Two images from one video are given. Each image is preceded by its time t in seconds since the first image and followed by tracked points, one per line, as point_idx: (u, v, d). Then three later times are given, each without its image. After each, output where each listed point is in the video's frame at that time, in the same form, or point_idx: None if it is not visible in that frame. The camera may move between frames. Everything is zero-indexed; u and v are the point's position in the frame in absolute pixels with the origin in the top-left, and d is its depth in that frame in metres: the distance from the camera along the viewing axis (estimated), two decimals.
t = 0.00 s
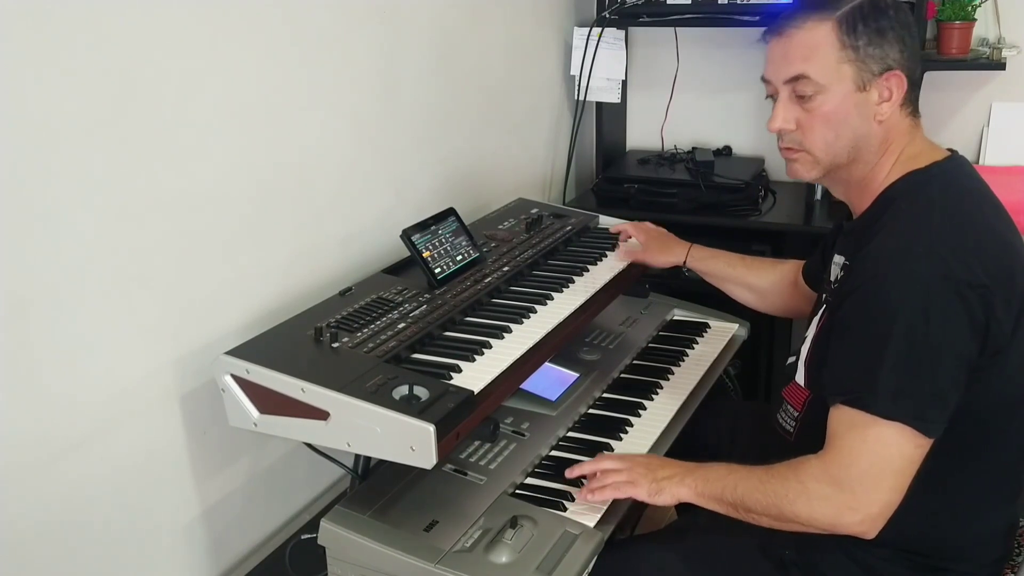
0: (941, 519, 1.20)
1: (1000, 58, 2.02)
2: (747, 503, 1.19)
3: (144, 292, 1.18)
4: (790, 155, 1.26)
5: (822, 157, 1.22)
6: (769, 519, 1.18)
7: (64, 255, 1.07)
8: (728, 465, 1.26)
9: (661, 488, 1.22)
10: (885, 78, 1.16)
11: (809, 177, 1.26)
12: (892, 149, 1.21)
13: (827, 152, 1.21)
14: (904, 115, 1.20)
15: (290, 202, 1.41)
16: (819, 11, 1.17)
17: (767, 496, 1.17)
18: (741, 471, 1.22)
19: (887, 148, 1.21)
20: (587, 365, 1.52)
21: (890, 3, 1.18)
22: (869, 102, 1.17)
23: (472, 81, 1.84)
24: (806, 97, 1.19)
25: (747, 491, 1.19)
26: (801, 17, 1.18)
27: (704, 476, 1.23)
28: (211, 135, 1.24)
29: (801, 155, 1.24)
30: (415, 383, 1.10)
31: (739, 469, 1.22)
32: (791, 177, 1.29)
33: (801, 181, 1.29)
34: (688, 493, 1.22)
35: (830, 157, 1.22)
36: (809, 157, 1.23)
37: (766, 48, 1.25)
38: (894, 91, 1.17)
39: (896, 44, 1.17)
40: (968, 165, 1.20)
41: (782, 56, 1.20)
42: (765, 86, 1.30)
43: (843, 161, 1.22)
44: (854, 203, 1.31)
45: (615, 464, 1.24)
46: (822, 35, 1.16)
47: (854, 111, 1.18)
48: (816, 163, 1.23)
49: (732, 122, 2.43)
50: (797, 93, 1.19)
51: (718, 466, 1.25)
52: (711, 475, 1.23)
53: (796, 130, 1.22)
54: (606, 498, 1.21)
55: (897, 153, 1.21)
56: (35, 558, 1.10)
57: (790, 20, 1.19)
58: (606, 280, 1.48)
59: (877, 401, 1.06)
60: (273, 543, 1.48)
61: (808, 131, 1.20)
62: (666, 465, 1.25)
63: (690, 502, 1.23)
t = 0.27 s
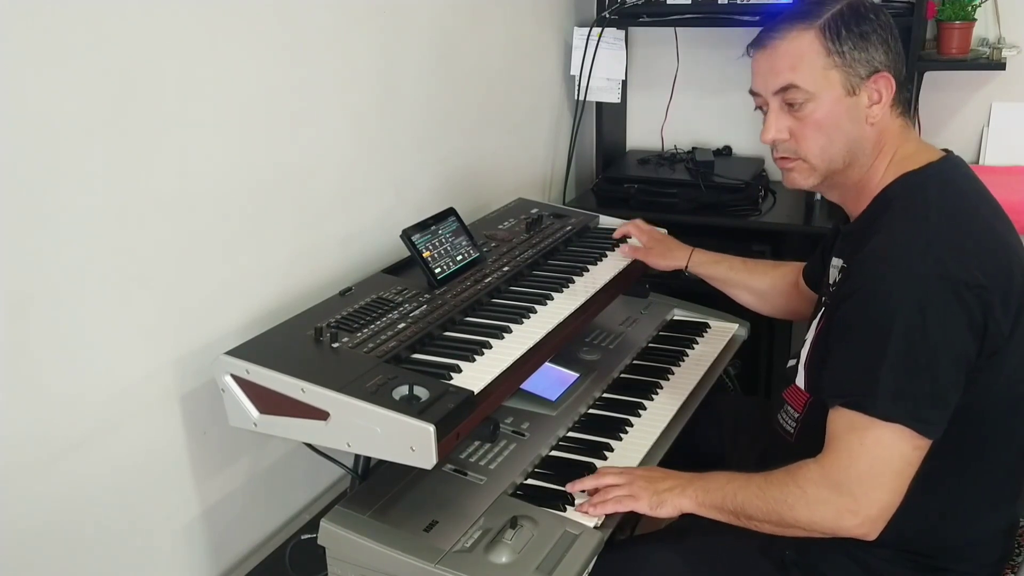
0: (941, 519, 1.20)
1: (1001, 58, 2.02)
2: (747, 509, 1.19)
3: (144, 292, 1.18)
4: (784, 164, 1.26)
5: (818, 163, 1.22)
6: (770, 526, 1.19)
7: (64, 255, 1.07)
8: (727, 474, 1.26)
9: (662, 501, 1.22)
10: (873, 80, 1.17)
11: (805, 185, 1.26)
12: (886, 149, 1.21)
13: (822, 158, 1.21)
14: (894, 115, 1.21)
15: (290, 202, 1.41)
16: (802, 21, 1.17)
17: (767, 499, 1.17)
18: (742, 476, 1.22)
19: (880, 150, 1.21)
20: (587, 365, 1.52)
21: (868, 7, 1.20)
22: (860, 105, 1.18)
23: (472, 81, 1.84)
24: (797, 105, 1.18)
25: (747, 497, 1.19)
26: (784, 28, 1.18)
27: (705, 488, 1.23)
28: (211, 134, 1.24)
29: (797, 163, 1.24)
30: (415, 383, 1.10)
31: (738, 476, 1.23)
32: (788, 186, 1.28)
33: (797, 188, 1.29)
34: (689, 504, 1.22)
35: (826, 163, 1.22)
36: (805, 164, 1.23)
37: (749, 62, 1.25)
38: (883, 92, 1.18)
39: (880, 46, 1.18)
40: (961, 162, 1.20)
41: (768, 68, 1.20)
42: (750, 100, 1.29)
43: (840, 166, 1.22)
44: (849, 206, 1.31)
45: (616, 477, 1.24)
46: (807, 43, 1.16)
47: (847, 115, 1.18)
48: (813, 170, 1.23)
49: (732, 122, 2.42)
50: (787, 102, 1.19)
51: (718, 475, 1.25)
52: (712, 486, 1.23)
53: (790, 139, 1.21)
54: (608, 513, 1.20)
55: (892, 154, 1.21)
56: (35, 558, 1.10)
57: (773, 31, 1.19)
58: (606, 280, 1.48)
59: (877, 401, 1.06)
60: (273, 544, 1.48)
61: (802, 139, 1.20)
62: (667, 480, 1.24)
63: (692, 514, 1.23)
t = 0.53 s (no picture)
0: (940, 519, 1.20)
1: (1001, 58, 2.02)
2: (746, 504, 1.19)
3: (144, 292, 1.18)
4: (783, 150, 1.26)
5: (817, 154, 1.22)
6: (767, 520, 1.18)
7: (64, 255, 1.07)
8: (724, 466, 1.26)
9: (659, 488, 1.22)
10: (883, 78, 1.17)
11: (801, 174, 1.26)
12: (885, 148, 1.22)
13: (821, 149, 1.21)
14: (899, 115, 1.21)
15: (290, 202, 1.41)
16: (821, 6, 1.16)
17: (765, 497, 1.17)
18: (739, 473, 1.22)
19: (880, 148, 1.21)
20: (586, 365, 1.52)
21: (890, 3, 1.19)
22: (866, 100, 1.18)
23: (472, 82, 1.84)
24: (804, 92, 1.19)
25: (745, 491, 1.19)
26: (804, 11, 1.17)
27: (702, 477, 1.23)
28: (211, 135, 1.24)
29: (795, 151, 1.24)
30: (414, 383, 1.10)
31: (736, 470, 1.23)
32: (784, 173, 1.29)
33: (793, 177, 1.29)
34: (686, 494, 1.22)
35: (824, 154, 1.22)
36: (804, 153, 1.23)
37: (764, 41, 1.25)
38: (891, 90, 1.18)
39: (895, 44, 1.17)
40: (958, 164, 1.20)
41: (781, 51, 1.19)
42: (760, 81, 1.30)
43: (837, 159, 1.22)
44: (844, 202, 1.31)
45: (614, 458, 1.25)
46: (823, 31, 1.16)
47: (851, 109, 1.18)
48: (810, 160, 1.23)
49: (731, 122, 2.42)
50: (796, 88, 1.19)
51: (715, 466, 1.25)
52: (709, 477, 1.23)
53: (793, 125, 1.22)
54: (604, 493, 1.21)
55: (890, 153, 1.21)
56: (35, 558, 1.10)
57: (789, 14, 1.19)
58: (606, 280, 1.48)
59: (871, 400, 1.06)
60: (273, 544, 1.48)
61: (804, 127, 1.20)
62: (665, 463, 1.25)
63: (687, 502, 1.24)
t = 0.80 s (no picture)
0: (940, 519, 1.20)
1: (1000, 58, 2.02)
2: (743, 508, 1.19)
3: (144, 292, 1.18)
4: (780, 156, 1.26)
5: (813, 158, 1.22)
6: (766, 524, 1.18)
7: (64, 256, 1.07)
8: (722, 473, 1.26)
9: (659, 501, 1.22)
10: (874, 79, 1.17)
11: (799, 178, 1.26)
12: (882, 149, 1.21)
13: (817, 154, 1.21)
14: (894, 116, 1.21)
15: (290, 202, 1.41)
16: (808, 14, 1.17)
17: (762, 496, 1.17)
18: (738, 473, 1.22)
19: (875, 150, 1.21)
20: (586, 365, 1.52)
21: (876, 5, 1.19)
22: (858, 103, 1.18)
23: (472, 81, 1.84)
24: (796, 98, 1.19)
25: (743, 497, 1.19)
26: (791, 19, 1.18)
27: (700, 485, 1.23)
28: (211, 135, 1.24)
29: (791, 157, 1.24)
30: (414, 383, 1.10)
31: (734, 475, 1.22)
32: (782, 178, 1.29)
33: (791, 182, 1.29)
34: (686, 504, 1.22)
35: (821, 158, 1.22)
36: (800, 159, 1.23)
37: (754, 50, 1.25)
38: (883, 91, 1.18)
39: (884, 46, 1.17)
40: (956, 163, 1.20)
41: (772, 59, 1.20)
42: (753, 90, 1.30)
43: (834, 162, 1.22)
44: (843, 204, 1.31)
45: (612, 477, 1.23)
46: (811, 37, 1.16)
47: (844, 112, 1.18)
48: (807, 164, 1.23)
49: (732, 122, 2.42)
50: (787, 95, 1.19)
51: (714, 474, 1.25)
52: (708, 484, 1.23)
53: (787, 132, 1.22)
54: (606, 513, 1.20)
55: (887, 154, 1.21)
56: (35, 558, 1.10)
57: (778, 22, 1.19)
58: (605, 280, 1.48)
59: (870, 399, 1.06)
60: (273, 544, 1.48)
61: (799, 133, 1.20)
62: (661, 480, 1.24)
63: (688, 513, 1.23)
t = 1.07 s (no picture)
0: (940, 519, 1.20)
1: (1001, 58, 2.02)
2: (744, 506, 1.19)
3: (144, 292, 1.18)
4: (784, 153, 1.26)
5: (816, 155, 1.22)
6: (766, 521, 1.18)
7: (64, 255, 1.07)
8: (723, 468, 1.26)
9: (658, 492, 1.22)
10: (881, 78, 1.17)
11: (801, 175, 1.26)
12: (886, 149, 1.21)
13: (821, 151, 1.21)
14: (899, 115, 1.21)
15: (290, 202, 1.41)
16: (817, 9, 1.16)
17: (762, 494, 1.17)
18: (738, 472, 1.22)
19: (879, 149, 1.21)
20: (587, 365, 1.52)
21: (887, 3, 1.18)
22: (864, 102, 1.18)
23: (473, 81, 1.84)
24: (801, 95, 1.19)
25: (742, 492, 1.19)
26: (799, 14, 1.17)
27: (700, 478, 1.23)
28: (211, 134, 1.24)
29: (795, 153, 1.24)
30: (414, 383, 1.10)
31: (734, 471, 1.22)
32: (785, 174, 1.29)
33: (793, 178, 1.29)
34: (684, 496, 1.22)
35: (824, 156, 1.22)
36: (803, 155, 1.23)
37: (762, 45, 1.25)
38: (889, 91, 1.18)
39: (892, 45, 1.17)
40: (957, 164, 1.20)
41: (779, 54, 1.20)
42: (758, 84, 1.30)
43: (837, 160, 1.22)
44: (846, 202, 1.31)
45: (611, 467, 1.24)
46: (819, 34, 1.16)
47: (849, 110, 1.18)
48: (810, 162, 1.24)
49: (732, 122, 2.42)
50: (793, 91, 1.19)
51: (715, 468, 1.25)
52: (708, 477, 1.23)
53: (791, 128, 1.22)
54: (602, 502, 1.21)
55: (891, 154, 1.21)
56: (35, 559, 1.10)
57: (786, 17, 1.19)
58: (606, 280, 1.48)
59: (870, 399, 1.06)
60: (273, 544, 1.48)
61: (803, 130, 1.21)
62: (661, 470, 1.25)
63: (686, 506, 1.23)
